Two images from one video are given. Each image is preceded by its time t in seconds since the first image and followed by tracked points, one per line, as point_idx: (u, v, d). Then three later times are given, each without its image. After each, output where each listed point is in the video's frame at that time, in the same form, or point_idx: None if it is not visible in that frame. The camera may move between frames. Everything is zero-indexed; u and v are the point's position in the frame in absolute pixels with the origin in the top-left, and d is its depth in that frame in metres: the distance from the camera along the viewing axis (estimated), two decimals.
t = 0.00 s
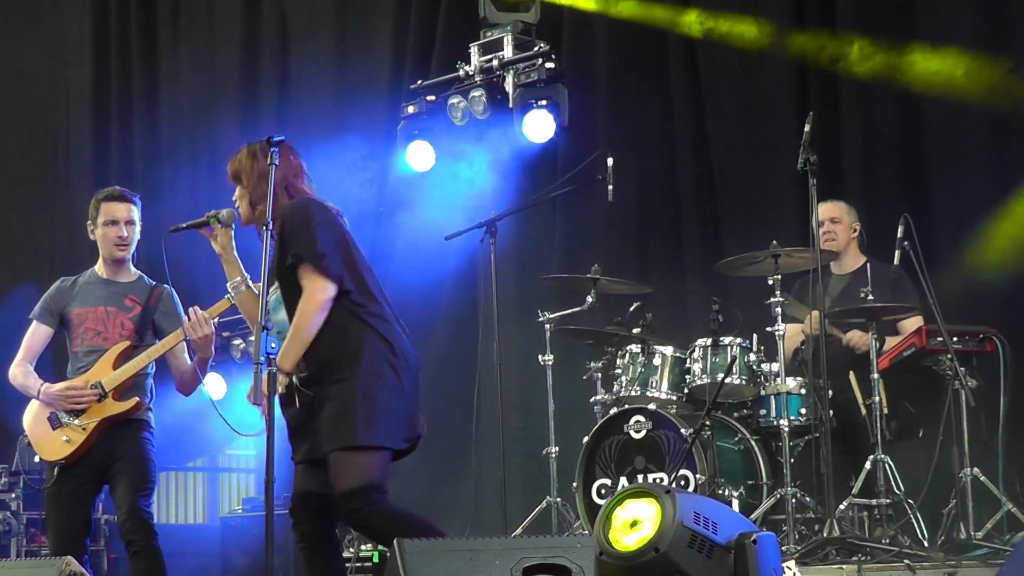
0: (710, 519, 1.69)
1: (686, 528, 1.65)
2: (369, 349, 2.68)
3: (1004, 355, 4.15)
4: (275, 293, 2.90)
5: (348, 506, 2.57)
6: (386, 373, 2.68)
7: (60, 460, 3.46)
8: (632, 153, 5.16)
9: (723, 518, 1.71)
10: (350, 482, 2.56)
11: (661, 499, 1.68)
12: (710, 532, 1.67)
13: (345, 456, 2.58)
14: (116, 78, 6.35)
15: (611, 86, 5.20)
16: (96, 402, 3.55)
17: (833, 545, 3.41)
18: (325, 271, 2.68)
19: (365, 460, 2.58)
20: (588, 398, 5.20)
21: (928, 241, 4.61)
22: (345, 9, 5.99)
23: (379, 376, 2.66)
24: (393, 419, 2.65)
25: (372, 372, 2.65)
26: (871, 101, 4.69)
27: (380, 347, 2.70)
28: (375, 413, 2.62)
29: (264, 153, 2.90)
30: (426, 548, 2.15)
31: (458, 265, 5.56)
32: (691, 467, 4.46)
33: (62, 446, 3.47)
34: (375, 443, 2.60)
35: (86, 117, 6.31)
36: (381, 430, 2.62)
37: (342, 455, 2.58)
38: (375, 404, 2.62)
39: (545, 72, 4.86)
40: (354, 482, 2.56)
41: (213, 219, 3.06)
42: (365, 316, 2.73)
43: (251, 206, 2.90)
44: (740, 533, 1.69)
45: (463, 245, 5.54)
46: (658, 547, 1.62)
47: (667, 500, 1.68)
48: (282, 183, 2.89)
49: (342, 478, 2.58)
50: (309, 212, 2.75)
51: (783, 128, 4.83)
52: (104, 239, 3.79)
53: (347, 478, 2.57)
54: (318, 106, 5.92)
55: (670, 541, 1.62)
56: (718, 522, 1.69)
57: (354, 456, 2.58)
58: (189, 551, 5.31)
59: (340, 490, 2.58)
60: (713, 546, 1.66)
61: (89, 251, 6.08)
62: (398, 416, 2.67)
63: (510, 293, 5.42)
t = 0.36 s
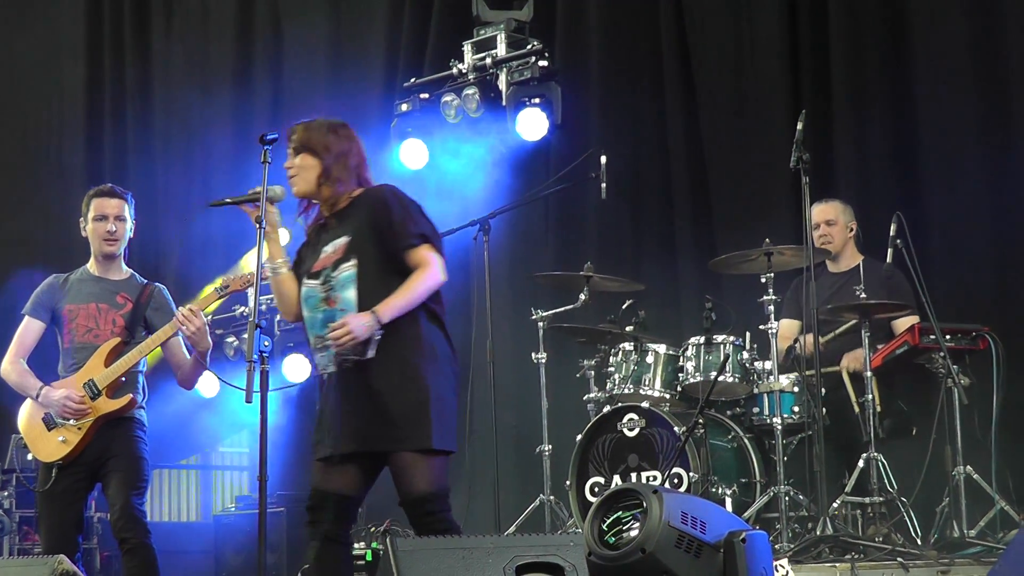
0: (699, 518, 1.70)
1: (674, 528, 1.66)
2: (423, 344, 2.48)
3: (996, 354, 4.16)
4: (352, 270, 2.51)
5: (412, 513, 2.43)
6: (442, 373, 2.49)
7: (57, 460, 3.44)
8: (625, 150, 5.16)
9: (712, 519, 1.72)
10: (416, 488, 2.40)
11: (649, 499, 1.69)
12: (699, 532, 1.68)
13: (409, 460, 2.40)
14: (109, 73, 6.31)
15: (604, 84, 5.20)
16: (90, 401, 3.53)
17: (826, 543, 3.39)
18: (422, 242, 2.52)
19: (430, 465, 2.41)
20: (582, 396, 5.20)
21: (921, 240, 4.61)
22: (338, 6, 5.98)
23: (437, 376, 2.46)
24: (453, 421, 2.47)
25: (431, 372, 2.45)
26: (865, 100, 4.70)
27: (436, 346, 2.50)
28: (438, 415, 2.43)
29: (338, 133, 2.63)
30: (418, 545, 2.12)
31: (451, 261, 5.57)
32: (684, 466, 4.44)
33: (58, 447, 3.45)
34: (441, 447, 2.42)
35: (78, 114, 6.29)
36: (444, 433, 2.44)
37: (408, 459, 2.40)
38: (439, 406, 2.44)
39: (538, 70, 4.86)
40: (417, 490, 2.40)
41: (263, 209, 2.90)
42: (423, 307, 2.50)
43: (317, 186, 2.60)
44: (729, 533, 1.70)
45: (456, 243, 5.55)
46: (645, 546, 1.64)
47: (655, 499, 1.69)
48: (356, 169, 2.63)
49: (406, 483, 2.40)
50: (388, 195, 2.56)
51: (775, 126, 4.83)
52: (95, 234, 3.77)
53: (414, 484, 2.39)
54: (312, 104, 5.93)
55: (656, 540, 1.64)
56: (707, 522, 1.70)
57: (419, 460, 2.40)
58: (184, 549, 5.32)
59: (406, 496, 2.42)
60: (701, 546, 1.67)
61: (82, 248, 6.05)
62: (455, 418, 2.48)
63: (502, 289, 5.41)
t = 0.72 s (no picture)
0: (691, 517, 1.71)
1: (664, 527, 1.67)
2: (483, 346, 2.41)
3: (991, 351, 4.17)
4: (440, 262, 2.47)
5: (445, 511, 2.38)
6: (504, 373, 2.42)
7: (52, 459, 3.43)
8: (621, 147, 5.15)
9: (704, 517, 1.73)
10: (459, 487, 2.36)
11: (640, 498, 1.70)
12: (690, 531, 1.69)
13: (455, 457, 2.36)
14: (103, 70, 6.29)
15: (600, 82, 5.19)
16: (86, 400, 3.52)
17: (822, 540, 3.38)
18: (509, 256, 2.49)
19: (474, 464, 2.37)
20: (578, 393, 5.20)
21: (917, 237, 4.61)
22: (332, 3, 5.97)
23: (498, 375, 2.41)
24: (508, 424, 2.41)
25: (491, 371, 2.40)
26: (861, 98, 4.70)
27: (502, 347, 2.44)
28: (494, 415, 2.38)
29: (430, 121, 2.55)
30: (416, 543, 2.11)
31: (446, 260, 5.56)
32: (680, 464, 4.44)
33: (54, 445, 3.44)
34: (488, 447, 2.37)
35: (73, 111, 6.27)
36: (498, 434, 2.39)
37: (457, 454, 2.36)
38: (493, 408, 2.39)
39: (533, 68, 4.85)
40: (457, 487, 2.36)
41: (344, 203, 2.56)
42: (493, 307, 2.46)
43: (416, 174, 2.54)
44: (720, 530, 1.72)
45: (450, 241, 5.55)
46: (635, 546, 1.65)
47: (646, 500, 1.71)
48: (456, 161, 2.57)
49: (447, 479, 2.36)
50: (486, 199, 2.51)
51: (770, 124, 4.83)
52: (92, 235, 3.74)
53: (453, 480, 2.36)
54: (307, 103, 5.91)
55: (648, 540, 1.65)
56: (698, 521, 1.71)
57: (466, 457, 2.36)
58: (181, 548, 5.29)
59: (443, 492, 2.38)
60: (693, 544, 1.68)
61: (77, 246, 6.03)
62: (510, 423, 2.43)
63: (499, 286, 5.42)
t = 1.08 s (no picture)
0: (682, 515, 1.56)
1: (655, 526, 1.53)
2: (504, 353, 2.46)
3: (989, 350, 4.17)
4: (465, 269, 2.48)
5: (451, 510, 2.39)
6: (514, 377, 2.48)
7: (49, 458, 3.42)
8: (620, 145, 5.15)
9: (696, 514, 1.58)
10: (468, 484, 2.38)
11: (630, 495, 1.56)
12: (682, 529, 1.55)
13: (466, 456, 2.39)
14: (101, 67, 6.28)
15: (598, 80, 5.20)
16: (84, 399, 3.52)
17: (819, 539, 3.40)
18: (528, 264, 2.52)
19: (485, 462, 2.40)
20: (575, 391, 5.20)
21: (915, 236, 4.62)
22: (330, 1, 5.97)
23: (509, 378, 2.46)
24: (517, 427, 2.47)
25: (504, 374, 2.45)
26: (858, 98, 4.70)
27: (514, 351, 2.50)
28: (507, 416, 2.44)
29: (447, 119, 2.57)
30: (413, 541, 2.10)
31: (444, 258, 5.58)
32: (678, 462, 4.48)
33: (51, 444, 3.43)
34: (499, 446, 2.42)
35: (71, 108, 6.27)
36: (509, 436, 2.44)
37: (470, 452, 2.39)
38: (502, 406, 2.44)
39: (532, 66, 4.86)
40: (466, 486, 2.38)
41: (381, 192, 2.44)
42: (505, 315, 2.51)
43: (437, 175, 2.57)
44: (713, 529, 1.57)
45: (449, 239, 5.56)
46: (625, 546, 1.51)
47: (634, 496, 1.56)
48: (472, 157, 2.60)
49: (457, 478, 2.39)
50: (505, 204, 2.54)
51: (768, 123, 4.83)
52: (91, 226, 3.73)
53: (462, 479, 2.38)
54: (305, 101, 5.91)
55: (637, 539, 1.51)
56: (691, 518, 1.57)
57: (478, 455, 2.39)
58: (179, 545, 5.28)
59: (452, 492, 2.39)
60: (685, 543, 1.55)
61: (75, 243, 6.03)
62: (519, 426, 2.49)
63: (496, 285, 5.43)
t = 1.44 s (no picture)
0: (673, 513, 1.54)
1: (645, 524, 1.51)
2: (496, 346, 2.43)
3: (985, 348, 4.17)
4: (450, 265, 2.47)
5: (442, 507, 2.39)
6: (506, 370, 2.44)
7: (45, 458, 3.41)
8: (616, 143, 5.15)
9: (689, 512, 1.56)
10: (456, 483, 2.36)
11: (620, 494, 1.55)
12: (673, 527, 1.53)
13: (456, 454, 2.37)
14: (96, 65, 6.26)
15: (595, 77, 5.19)
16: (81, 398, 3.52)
17: (816, 536, 3.39)
18: (512, 254, 2.49)
19: (475, 462, 2.37)
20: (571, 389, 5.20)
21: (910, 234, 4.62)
22: None
23: (502, 372, 2.43)
24: (510, 424, 2.43)
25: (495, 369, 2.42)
26: (853, 96, 4.71)
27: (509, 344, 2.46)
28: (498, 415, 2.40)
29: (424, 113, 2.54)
30: (411, 539, 2.08)
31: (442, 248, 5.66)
32: (674, 459, 4.45)
33: (48, 444, 3.42)
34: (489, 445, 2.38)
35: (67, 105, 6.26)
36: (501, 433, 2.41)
37: (460, 453, 2.37)
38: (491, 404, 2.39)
39: (528, 64, 4.89)
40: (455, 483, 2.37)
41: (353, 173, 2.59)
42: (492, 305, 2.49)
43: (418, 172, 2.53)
44: (705, 527, 1.55)
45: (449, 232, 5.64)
46: (615, 544, 1.49)
47: (626, 495, 1.54)
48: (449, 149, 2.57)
49: (446, 475, 2.38)
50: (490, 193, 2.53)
51: (764, 121, 4.83)
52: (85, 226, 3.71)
53: (452, 477, 2.37)
54: (302, 101, 5.91)
55: (627, 538, 1.49)
56: (683, 516, 1.55)
57: (467, 455, 2.36)
58: (176, 543, 5.29)
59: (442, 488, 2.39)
60: (677, 541, 1.53)
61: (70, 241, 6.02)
62: (512, 419, 2.44)
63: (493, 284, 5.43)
